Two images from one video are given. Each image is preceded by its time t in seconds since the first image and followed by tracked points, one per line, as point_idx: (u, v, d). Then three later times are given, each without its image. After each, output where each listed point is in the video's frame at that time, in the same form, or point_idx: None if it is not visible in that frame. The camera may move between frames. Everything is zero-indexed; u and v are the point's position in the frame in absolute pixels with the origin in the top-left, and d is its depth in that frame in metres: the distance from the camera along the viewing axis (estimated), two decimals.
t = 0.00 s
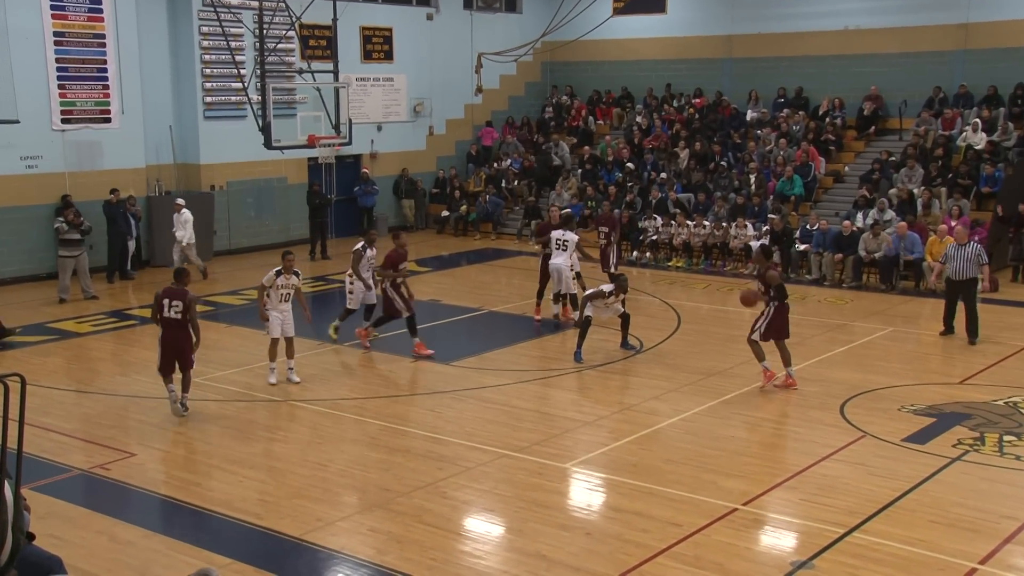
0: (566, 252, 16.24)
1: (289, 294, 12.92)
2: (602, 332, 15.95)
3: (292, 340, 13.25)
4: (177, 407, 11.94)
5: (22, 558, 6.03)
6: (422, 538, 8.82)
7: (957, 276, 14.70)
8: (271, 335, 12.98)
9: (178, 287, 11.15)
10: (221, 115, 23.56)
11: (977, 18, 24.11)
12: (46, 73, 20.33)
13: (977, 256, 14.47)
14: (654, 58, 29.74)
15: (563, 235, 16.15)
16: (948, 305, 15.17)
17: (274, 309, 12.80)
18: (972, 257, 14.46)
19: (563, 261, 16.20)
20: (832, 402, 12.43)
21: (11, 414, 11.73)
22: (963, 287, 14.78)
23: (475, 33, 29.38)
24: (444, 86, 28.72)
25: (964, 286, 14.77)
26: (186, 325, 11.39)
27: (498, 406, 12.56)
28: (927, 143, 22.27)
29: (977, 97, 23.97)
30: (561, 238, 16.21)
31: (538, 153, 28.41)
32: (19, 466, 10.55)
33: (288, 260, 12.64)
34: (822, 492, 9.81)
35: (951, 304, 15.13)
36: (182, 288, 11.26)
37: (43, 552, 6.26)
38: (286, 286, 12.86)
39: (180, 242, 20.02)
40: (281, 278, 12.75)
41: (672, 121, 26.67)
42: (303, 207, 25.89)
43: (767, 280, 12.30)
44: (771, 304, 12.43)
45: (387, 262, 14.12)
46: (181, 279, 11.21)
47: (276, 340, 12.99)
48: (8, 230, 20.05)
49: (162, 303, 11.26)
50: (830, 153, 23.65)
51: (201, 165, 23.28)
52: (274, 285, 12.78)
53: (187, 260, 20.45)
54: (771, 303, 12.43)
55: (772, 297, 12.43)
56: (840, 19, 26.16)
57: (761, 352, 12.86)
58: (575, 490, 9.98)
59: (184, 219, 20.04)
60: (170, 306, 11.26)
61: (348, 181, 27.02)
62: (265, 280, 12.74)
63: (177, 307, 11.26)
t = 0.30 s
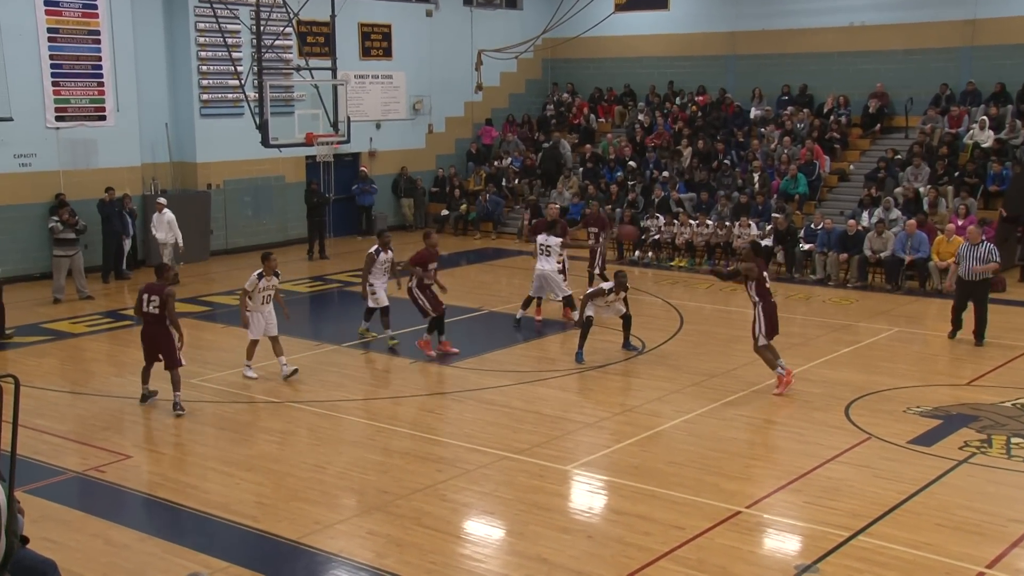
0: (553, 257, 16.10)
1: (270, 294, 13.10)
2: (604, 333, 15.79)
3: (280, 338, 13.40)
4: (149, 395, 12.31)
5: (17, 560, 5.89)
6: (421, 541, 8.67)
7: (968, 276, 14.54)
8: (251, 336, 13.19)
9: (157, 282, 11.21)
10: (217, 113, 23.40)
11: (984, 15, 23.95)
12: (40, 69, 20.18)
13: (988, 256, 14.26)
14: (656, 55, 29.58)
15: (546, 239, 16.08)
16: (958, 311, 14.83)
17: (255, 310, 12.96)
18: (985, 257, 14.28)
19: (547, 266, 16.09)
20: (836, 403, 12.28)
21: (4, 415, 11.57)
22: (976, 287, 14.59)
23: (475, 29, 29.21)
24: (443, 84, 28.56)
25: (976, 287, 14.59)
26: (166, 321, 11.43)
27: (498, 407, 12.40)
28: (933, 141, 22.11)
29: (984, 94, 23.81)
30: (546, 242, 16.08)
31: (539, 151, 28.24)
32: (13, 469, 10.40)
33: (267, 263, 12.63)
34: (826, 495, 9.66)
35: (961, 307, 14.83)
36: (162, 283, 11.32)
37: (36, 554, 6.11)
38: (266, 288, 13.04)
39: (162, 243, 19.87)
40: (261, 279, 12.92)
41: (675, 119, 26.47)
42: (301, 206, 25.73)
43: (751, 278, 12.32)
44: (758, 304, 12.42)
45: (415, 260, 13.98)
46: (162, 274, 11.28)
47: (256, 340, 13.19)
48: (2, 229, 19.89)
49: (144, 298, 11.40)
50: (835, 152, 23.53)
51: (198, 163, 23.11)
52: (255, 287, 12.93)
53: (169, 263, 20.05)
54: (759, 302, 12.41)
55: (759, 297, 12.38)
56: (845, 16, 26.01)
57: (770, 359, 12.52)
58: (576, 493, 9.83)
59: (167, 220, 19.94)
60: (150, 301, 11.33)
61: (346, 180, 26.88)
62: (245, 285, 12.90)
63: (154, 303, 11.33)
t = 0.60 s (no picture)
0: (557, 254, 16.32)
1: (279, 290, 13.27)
2: (621, 333, 15.74)
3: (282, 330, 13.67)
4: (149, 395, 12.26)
5: (35, 558, 5.93)
6: (438, 541, 8.66)
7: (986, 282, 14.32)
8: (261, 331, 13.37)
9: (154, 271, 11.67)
10: (234, 112, 23.46)
11: (1006, 13, 23.73)
12: (59, 69, 20.28)
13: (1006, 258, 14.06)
14: (673, 54, 29.46)
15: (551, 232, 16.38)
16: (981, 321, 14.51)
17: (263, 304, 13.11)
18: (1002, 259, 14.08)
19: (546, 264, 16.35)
20: (855, 405, 12.20)
21: (23, 414, 11.64)
22: (995, 293, 14.35)
23: (491, 29, 29.20)
24: (459, 84, 28.56)
25: (996, 294, 14.35)
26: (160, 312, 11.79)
27: (514, 407, 12.39)
28: (954, 141, 21.94)
29: (1006, 94, 23.61)
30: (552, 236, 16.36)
31: (555, 151, 28.20)
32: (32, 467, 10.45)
33: (278, 260, 12.84)
34: (844, 497, 9.60)
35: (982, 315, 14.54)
36: (159, 275, 11.78)
37: (56, 552, 6.13)
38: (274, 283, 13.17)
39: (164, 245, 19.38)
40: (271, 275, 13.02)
41: (693, 119, 26.37)
42: (317, 205, 25.78)
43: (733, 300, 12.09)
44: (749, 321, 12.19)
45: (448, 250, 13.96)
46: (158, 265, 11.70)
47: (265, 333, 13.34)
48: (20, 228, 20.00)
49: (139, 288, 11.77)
50: (854, 151, 23.42)
51: (214, 163, 23.18)
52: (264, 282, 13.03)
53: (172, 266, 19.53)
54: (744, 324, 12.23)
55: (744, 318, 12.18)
56: (864, 14, 25.85)
57: (727, 364, 12.45)
58: (592, 493, 9.80)
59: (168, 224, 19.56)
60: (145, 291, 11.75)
61: (362, 179, 26.92)
62: (255, 280, 12.98)
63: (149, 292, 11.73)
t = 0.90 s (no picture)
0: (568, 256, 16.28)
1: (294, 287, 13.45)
2: (636, 334, 15.70)
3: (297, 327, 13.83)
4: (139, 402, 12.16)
5: (54, 556, 5.98)
6: (453, 541, 8.66)
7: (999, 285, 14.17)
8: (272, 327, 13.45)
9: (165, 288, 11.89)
10: (251, 112, 23.54)
11: None
12: (79, 70, 20.40)
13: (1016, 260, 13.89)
14: (691, 54, 29.38)
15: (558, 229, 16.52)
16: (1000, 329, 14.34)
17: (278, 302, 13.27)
18: (1013, 261, 13.93)
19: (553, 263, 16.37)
20: (873, 406, 12.14)
21: (43, 412, 11.72)
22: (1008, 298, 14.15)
23: (508, 29, 29.20)
24: (476, 84, 28.58)
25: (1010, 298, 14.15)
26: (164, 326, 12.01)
27: (530, 407, 12.38)
28: (974, 141, 21.80)
29: None
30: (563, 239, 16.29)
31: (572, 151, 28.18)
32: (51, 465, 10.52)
33: (296, 258, 13.02)
34: (862, 499, 9.54)
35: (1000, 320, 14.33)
36: (165, 292, 12.00)
37: (76, 551, 6.17)
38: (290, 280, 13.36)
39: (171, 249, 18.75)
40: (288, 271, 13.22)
41: (709, 120, 26.32)
42: (333, 205, 25.84)
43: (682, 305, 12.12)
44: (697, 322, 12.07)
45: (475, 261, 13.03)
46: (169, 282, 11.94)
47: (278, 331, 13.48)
48: (36, 228, 20.10)
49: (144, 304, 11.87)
50: (872, 151, 23.32)
51: (231, 163, 23.27)
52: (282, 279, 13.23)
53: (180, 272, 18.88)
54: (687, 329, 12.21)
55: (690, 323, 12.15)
56: (883, 14, 25.72)
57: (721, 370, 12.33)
58: (608, 494, 9.78)
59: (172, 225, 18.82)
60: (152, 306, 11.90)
61: (378, 179, 26.97)
62: (275, 277, 13.19)
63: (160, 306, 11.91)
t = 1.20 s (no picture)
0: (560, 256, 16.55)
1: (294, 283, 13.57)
2: (640, 334, 15.68)
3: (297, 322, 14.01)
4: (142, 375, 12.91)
5: (57, 555, 5.99)
6: (456, 541, 8.66)
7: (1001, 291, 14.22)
8: (272, 326, 13.59)
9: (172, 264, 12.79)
10: (255, 112, 23.55)
11: None
12: (84, 70, 20.43)
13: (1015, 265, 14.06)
14: (695, 54, 29.36)
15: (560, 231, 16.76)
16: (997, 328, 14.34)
17: (280, 300, 13.40)
18: (1012, 266, 14.08)
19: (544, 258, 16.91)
20: (877, 407, 12.12)
21: (47, 412, 11.74)
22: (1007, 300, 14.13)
23: (512, 29, 29.19)
24: (480, 84, 28.59)
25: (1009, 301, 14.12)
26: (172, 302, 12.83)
27: (534, 407, 12.37)
28: (978, 141, 21.78)
29: None
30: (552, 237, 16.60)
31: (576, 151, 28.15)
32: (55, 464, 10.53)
33: (294, 254, 13.11)
34: (866, 500, 9.53)
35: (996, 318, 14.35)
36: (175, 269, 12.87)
37: (80, 549, 6.20)
38: (289, 277, 13.45)
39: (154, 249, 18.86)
40: (287, 269, 13.32)
41: (713, 120, 26.31)
42: (337, 205, 25.84)
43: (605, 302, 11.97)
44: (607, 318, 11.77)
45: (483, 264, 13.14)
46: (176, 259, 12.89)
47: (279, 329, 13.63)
48: (41, 228, 20.15)
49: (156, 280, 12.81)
50: (877, 152, 23.32)
51: (236, 163, 23.29)
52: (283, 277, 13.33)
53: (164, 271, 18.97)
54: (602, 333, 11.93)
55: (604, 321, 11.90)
56: (888, 14, 25.68)
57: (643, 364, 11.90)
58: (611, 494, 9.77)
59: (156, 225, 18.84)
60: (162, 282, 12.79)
61: (382, 179, 26.98)
62: (275, 276, 13.25)
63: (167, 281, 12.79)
